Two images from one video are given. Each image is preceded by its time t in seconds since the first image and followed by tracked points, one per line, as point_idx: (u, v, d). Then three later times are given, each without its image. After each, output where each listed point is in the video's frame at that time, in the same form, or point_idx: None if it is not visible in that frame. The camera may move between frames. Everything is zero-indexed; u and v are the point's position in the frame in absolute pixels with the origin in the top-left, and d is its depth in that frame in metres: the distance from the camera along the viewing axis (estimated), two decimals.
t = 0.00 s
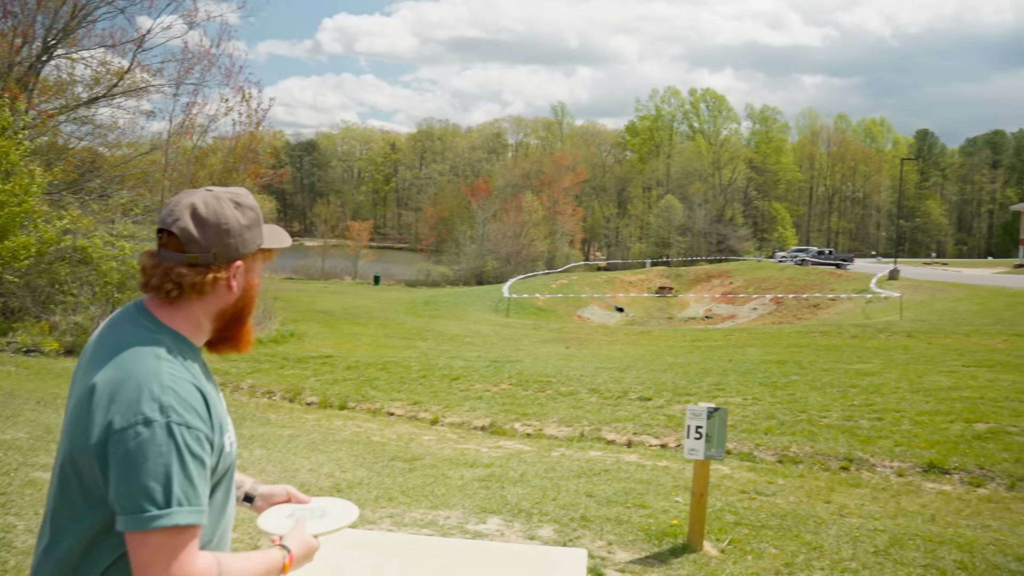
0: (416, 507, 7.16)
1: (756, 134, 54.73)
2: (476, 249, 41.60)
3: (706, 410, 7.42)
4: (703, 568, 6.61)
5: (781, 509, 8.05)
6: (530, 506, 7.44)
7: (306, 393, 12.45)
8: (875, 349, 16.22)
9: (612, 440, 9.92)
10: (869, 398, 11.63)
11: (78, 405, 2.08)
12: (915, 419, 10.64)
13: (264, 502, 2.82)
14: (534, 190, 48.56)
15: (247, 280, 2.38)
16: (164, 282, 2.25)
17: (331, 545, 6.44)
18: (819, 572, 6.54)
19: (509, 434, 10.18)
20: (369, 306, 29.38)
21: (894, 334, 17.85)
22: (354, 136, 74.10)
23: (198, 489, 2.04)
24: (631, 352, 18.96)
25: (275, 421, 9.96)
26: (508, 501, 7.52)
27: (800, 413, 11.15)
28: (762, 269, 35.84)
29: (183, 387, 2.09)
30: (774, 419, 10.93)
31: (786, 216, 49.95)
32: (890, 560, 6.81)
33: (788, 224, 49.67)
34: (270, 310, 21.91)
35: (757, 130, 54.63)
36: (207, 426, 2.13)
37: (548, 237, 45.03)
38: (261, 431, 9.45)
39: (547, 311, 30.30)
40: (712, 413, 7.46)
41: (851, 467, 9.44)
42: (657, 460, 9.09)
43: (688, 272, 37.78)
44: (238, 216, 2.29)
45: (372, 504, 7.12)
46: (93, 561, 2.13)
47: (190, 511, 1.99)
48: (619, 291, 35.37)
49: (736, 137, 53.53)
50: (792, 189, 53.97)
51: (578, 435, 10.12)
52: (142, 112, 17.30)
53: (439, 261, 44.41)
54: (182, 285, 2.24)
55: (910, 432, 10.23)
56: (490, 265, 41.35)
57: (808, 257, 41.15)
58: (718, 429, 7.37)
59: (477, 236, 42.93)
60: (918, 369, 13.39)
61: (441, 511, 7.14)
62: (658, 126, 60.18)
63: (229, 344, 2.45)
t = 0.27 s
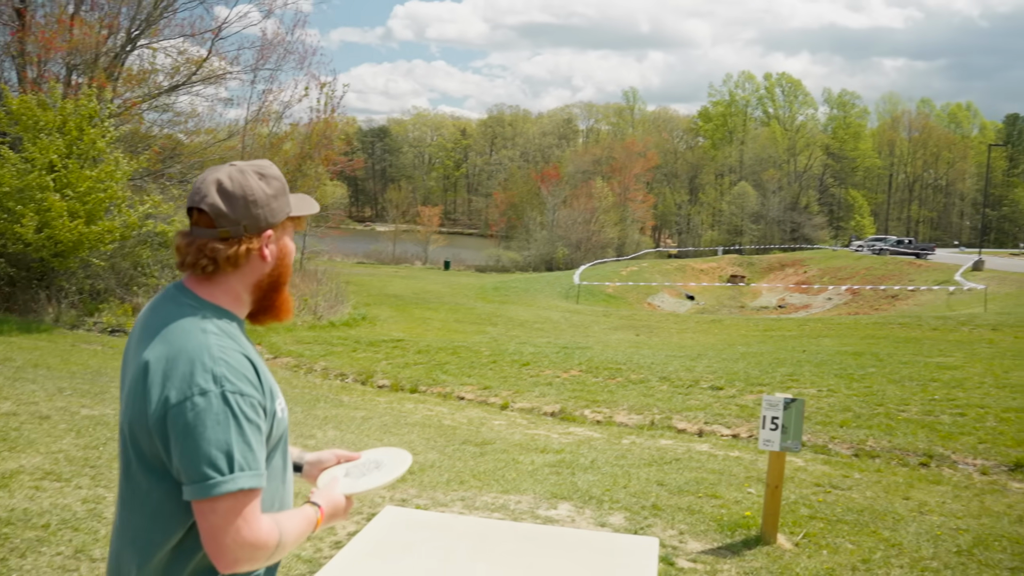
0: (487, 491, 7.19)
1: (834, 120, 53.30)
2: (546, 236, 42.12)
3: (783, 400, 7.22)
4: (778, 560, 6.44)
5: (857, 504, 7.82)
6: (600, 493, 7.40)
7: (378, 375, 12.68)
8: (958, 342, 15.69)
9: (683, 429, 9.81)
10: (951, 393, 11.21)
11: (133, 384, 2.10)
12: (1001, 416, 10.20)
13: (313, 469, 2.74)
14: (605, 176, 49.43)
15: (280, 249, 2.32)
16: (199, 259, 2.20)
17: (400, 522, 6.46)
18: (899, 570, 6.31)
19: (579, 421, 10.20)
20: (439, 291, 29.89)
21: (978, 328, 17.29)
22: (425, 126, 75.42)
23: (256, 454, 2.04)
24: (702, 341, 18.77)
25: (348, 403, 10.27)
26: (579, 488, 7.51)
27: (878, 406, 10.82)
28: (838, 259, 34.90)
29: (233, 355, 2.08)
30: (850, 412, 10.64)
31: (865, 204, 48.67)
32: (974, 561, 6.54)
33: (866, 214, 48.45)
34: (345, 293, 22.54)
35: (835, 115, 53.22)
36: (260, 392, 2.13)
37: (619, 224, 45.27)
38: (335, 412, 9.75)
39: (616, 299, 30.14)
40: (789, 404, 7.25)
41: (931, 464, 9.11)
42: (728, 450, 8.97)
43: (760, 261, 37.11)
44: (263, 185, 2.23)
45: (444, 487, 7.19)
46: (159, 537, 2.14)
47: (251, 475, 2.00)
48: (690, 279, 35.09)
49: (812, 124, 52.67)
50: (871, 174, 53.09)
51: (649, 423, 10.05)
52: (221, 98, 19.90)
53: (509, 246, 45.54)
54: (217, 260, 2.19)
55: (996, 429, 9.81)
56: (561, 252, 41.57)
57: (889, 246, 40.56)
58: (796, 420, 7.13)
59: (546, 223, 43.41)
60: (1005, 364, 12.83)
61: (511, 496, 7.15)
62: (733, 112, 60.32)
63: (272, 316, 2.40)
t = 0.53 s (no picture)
0: (545, 472, 7.21)
1: (902, 99, 51.69)
2: (604, 217, 42.19)
3: (848, 386, 6.91)
4: (840, 548, 6.30)
5: (923, 493, 7.62)
6: (659, 477, 7.38)
7: (437, 356, 12.79)
8: None
9: (742, 413, 9.73)
10: None
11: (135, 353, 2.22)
12: None
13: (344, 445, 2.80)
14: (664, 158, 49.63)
15: (278, 223, 2.40)
16: (200, 237, 2.30)
17: (457, 501, 6.45)
18: (966, 562, 6.13)
19: (637, 404, 10.21)
20: (497, 272, 30.20)
21: None
22: (484, 108, 75.70)
23: (235, 417, 2.08)
24: (762, 324, 18.56)
25: (407, 383, 10.53)
26: (637, 471, 7.49)
27: (945, 394, 10.54)
28: (904, 242, 33.85)
29: (217, 322, 2.15)
30: (915, 399, 10.39)
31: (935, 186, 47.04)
32: None
33: (935, 195, 46.20)
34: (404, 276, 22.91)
35: (904, 94, 51.56)
36: (247, 358, 2.18)
37: (678, 206, 44.99)
38: (394, 392, 10.00)
39: (675, 282, 29.97)
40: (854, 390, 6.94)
41: (1001, 454, 8.83)
42: (789, 436, 8.87)
43: (823, 244, 36.40)
44: (255, 161, 2.32)
45: (502, 467, 7.23)
46: (158, 502, 2.22)
47: (229, 437, 2.05)
48: (751, 261, 34.70)
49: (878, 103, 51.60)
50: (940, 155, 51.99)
51: (708, 407, 9.98)
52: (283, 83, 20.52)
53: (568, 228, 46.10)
54: (215, 237, 2.29)
55: None
56: (619, 233, 41.66)
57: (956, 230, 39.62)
58: (861, 407, 6.83)
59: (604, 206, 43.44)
60: None
61: (569, 478, 7.16)
62: (797, 92, 59.31)
63: (280, 288, 2.47)
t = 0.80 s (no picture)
0: (605, 452, 7.19)
1: (976, 72, 49.65)
2: (662, 197, 41.95)
3: (916, 367, 6.46)
4: (906, 535, 6.12)
5: (994, 480, 7.39)
6: (719, 458, 7.30)
7: (496, 335, 12.85)
8: None
9: (804, 395, 9.59)
10: None
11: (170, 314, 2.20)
12: None
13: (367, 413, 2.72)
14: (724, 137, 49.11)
15: (310, 196, 2.34)
16: (235, 207, 2.25)
17: (515, 480, 6.44)
18: None
19: (696, 384, 10.15)
20: (556, 251, 30.27)
21: None
22: (542, 86, 75.38)
23: (262, 378, 2.03)
24: (826, 306, 18.17)
25: (467, 361, 10.69)
26: (697, 452, 7.44)
27: (1018, 377, 10.17)
28: (976, 221, 32.60)
29: (249, 284, 2.10)
30: (987, 383, 10.06)
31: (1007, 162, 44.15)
32: None
33: (1008, 171, 43.85)
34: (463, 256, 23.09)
35: (976, 67, 49.43)
36: (277, 324, 2.12)
37: (739, 184, 44.47)
38: (454, 370, 10.18)
39: (735, 263, 29.65)
40: (923, 371, 6.51)
41: None
42: (853, 419, 8.71)
43: (889, 223, 35.56)
44: (290, 135, 2.27)
45: (561, 447, 7.24)
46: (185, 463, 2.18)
47: (253, 397, 1.99)
48: (814, 241, 34.32)
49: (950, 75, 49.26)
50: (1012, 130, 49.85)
51: (768, 388, 9.86)
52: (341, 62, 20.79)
53: (626, 208, 46.17)
54: (249, 206, 2.23)
55: None
56: (678, 213, 41.54)
57: None
58: (930, 390, 6.40)
59: (663, 184, 43.14)
60: None
61: (629, 458, 7.13)
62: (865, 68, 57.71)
63: (313, 261, 2.41)
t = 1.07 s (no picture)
0: (645, 437, 7.17)
1: None
2: (705, 180, 41.57)
3: (965, 355, 6.32)
4: (952, 525, 5.98)
5: None
6: (761, 444, 7.24)
7: (537, 318, 12.86)
8: None
9: (848, 381, 9.47)
10: None
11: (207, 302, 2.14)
12: None
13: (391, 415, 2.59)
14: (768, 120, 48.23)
15: (321, 174, 2.22)
16: (254, 183, 2.23)
17: (556, 463, 6.44)
18: None
19: (738, 369, 10.07)
20: (596, 235, 30.16)
21: None
22: (582, 70, 74.80)
23: (319, 355, 1.99)
24: (871, 292, 17.88)
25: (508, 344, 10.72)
26: (738, 438, 7.39)
27: None
28: None
29: (293, 266, 2.06)
30: None
31: None
32: None
33: None
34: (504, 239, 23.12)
35: None
36: (323, 302, 2.09)
37: (783, 168, 43.89)
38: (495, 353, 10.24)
39: (778, 247, 29.34)
40: (972, 359, 6.37)
41: None
42: (897, 407, 8.58)
43: (937, 208, 34.94)
44: (300, 110, 2.17)
45: (601, 431, 7.23)
46: (235, 452, 2.14)
47: (315, 375, 1.96)
48: (859, 227, 33.90)
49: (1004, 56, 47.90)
50: None
51: (812, 374, 9.76)
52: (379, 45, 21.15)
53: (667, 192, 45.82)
54: (257, 179, 2.22)
55: None
56: (721, 196, 41.11)
57: None
58: (980, 377, 6.26)
59: (706, 167, 42.64)
60: None
61: (669, 442, 7.10)
62: (913, 49, 56.42)
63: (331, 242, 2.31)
